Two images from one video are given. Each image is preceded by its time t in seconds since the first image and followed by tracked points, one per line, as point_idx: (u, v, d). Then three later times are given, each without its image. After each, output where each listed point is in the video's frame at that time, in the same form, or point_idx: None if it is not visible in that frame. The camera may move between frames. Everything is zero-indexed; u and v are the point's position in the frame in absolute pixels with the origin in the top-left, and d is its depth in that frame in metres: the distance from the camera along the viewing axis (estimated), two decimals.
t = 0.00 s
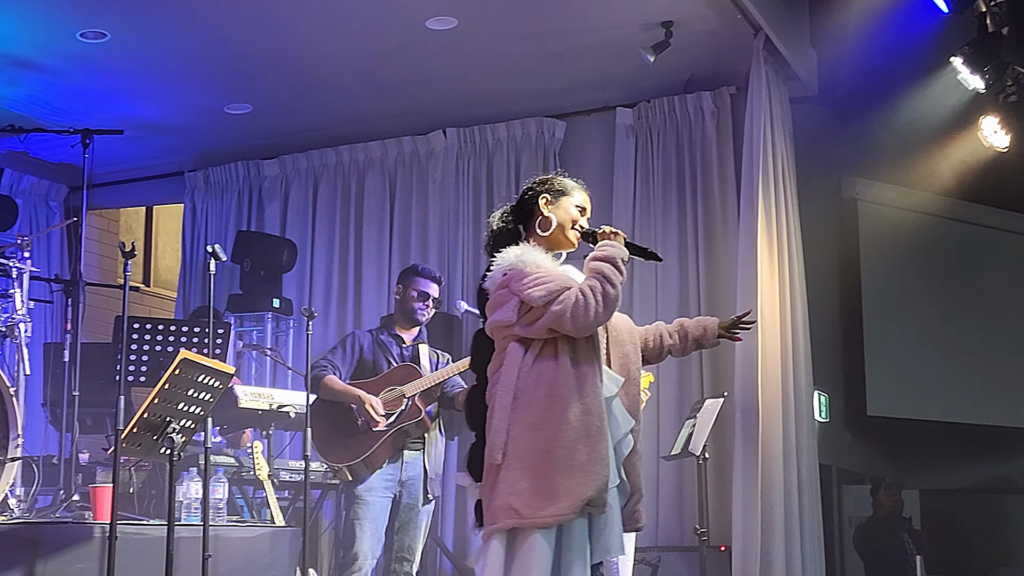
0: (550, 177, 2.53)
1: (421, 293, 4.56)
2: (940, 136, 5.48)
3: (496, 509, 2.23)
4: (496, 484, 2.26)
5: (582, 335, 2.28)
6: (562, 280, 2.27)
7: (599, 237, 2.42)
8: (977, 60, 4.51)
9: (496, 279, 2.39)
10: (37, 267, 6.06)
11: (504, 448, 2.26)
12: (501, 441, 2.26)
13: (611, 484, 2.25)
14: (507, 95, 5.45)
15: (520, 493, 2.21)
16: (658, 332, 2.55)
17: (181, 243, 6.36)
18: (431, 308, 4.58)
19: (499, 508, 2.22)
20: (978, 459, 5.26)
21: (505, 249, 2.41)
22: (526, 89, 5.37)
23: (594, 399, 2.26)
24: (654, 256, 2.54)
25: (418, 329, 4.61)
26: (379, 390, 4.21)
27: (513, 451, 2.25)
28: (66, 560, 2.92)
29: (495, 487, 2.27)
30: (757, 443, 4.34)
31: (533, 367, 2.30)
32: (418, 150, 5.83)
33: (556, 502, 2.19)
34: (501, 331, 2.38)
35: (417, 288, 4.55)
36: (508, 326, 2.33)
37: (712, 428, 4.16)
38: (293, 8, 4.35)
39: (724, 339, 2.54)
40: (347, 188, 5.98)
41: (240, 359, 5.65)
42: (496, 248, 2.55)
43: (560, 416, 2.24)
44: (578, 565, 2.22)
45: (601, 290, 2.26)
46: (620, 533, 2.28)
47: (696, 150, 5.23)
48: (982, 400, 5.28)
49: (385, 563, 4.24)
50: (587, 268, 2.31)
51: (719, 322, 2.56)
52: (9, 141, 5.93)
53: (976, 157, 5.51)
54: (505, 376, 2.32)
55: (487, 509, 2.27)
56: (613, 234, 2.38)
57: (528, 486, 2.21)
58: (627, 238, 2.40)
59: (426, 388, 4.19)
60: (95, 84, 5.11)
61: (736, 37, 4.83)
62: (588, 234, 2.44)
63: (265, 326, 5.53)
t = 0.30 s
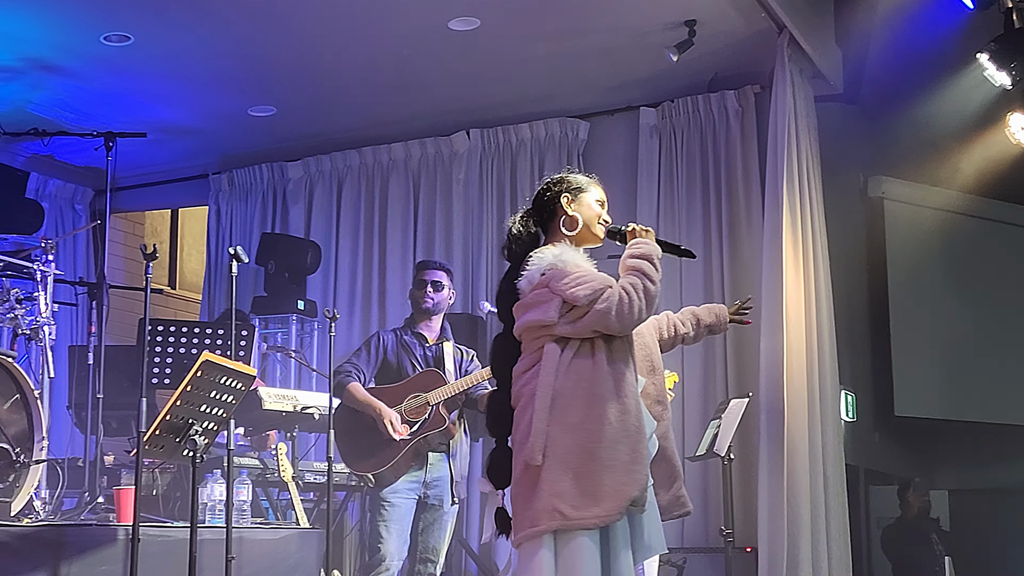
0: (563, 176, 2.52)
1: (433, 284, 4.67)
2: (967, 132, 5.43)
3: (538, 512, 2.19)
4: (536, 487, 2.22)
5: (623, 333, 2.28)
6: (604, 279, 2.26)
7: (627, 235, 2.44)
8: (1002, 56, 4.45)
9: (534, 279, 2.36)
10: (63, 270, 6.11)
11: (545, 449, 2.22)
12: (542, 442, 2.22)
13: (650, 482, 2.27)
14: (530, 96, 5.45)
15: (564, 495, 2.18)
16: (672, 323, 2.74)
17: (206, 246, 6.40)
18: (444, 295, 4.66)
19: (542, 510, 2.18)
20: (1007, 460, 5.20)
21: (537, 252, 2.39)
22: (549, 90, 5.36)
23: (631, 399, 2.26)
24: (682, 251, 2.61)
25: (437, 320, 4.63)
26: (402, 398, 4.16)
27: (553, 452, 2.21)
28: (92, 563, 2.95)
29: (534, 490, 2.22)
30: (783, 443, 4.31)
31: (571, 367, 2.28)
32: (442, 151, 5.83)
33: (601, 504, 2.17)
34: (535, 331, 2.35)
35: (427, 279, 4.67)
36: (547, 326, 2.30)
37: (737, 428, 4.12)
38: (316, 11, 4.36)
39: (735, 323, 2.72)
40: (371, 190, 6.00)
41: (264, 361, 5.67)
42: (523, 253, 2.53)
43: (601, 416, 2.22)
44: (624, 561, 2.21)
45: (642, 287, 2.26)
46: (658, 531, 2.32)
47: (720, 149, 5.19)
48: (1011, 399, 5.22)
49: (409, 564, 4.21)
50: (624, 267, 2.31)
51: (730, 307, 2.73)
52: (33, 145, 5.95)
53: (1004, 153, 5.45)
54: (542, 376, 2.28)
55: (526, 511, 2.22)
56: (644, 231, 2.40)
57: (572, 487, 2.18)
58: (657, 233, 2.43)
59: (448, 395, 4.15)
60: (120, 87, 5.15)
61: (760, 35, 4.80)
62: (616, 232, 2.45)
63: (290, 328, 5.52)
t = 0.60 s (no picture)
0: (585, 179, 2.44)
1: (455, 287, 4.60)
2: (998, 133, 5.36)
3: (587, 516, 2.13)
4: (583, 490, 2.16)
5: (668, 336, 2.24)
6: (652, 281, 2.22)
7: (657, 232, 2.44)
8: None
9: (580, 281, 2.30)
10: (92, 278, 6.18)
11: (594, 453, 2.16)
12: (591, 445, 2.16)
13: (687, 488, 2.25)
14: (557, 100, 5.43)
15: (615, 499, 2.13)
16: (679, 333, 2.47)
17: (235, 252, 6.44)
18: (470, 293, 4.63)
19: (592, 514, 2.12)
20: None
21: (586, 255, 2.34)
22: (576, 94, 5.35)
23: (673, 404, 2.23)
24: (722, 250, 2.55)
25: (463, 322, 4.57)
26: (424, 409, 4.20)
27: (602, 456, 2.16)
28: (119, 569, 2.99)
29: (581, 493, 2.16)
30: (813, 448, 4.26)
31: (616, 370, 2.23)
32: (470, 157, 5.82)
33: (651, 508, 2.12)
34: (578, 334, 2.29)
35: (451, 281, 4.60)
36: (593, 328, 2.24)
37: (767, 434, 4.08)
38: (342, 17, 4.38)
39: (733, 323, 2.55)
40: (399, 195, 6.00)
41: (293, 368, 5.70)
42: (553, 261, 2.44)
43: (649, 420, 2.18)
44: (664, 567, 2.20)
45: (687, 289, 2.24)
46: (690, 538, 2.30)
47: (749, 154, 5.15)
48: None
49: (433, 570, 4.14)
50: (666, 268, 2.28)
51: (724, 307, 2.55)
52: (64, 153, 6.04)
53: None
54: (589, 379, 2.22)
55: (572, 515, 2.16)
56: (680, 231, 2.36)
57: (622, 491, 2.13)
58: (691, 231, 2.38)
59: (468, 409, 4.17)
60: (148, 94, 5.19)
61: (789, 38, 4.76)
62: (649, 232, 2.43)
63: (318, 334, 5.54)
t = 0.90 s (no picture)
0: (619, 190, 2.42)
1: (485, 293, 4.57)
2: None
3: (633, 524, 2.11)
4: (628, 498, 2.14)
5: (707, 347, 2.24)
6: (695, 292, 2.21)
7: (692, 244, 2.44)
8: None
9: (625, 289, 2.25)
10: (128, 288, 6.24)
11: (642, 461, 2.14)
12: (638, 453, 2.13)
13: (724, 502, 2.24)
14: (590, 109, 5.43)
15: (661, 508, 2.11)
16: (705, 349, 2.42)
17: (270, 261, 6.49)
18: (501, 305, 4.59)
19: (640, 522, 2.10)
20: None
21: (631, 263, 2.30)
22: (609, 102, 5.33)
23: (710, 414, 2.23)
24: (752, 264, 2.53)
25: (493, 333, 4.57)
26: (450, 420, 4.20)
27: (648, 465, 2.14)
28: None
29: (626, 501, 2.14)
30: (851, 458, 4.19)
31: (659, 378, 2.20)
32: (503, 166, 5.83)
33: (694, 517, 2.12)
34: (620, 342, 2.25)
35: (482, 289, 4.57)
36: (637, 337, 2.21)
37: (804, 442, 4.03)
38: (375, 26, 4.40)
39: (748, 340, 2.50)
40: (434, 205, 6.02)
41: (328, 377, 5.72)
42: (589, 272, 2.43)
43: (693, 431, 2.16)
44: None
45: (727, 301, 2.24)
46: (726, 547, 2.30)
47: (784, 161, 5.11)
48: None
49: None
50: (703, 279, 2.27)
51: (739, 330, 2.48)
52: (100, 164, 6.12)
53: None
54: (635, 386, 2.19)
55: (617, 523, 2.14)
56: (715, 242, 2.36)
57: (668, 500, 2.12)
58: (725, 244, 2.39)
59: (493, 422, 4.12)
60: (184, 105, 5.25)
61: (823, 44, 4.71)
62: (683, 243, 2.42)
63: (353, 343, 5.56)
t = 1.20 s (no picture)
0: (655, 200, 2.40)
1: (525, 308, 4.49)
2: None
3: (670, 533, 2.08)
4: (665, 507, 2.11)
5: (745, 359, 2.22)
6: (734, 303, 2.18)
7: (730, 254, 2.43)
8: None
9: (664, 298, 2.23)
10: (171, 300, 6.32)
11: (679, 471, 2.11)
12: (676, 462, 2.11)
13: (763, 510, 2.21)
14: (629, 117, 5.40)
15: (698, 518, 2.08)
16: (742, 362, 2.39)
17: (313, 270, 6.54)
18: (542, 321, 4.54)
19: (677, 532, 2.07)
20: None
21: (670, 272, 2.28)
22: (648, 110, 5.31)
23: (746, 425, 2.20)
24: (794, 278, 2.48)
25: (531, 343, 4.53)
26: (483, 434, 4.20)
27: (685, 474, 2.12)
28: None
29: (663, 510, 2.11)
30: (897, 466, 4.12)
31: (696, 389, 2.18)
32: (544, 175, 5.82)
33: (732, 528, 2.10)
34: (658, 351, 2.22)
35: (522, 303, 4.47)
36: (675, 346, 2.18)
37: (848, 450, 3.95)
38: (413, 37, 4.42)
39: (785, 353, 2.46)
40: (474, 215, 6.03)
41: (370, 387, 5.75)
42: (628, 282, 2.40)
43: (731, 441, 2.14)
44: None
45: (766, 313, 2.21)
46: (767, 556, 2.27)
47: (826, 168, 5.05)
48: None
49: None
50: (742, 291, 2.24)
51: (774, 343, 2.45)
52: (143, 176, 6.20)
53: None
54: (672, 396, 2.16)
55: (655, 532, 2.11)
56: (756, 253, 2.33)
57: (705, 510, 2.09)
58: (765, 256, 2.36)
59: (525, 433, 4.10)
60: (225, 117, 5.31)
61: (866, 51, 4.66)
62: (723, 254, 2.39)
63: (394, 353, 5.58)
